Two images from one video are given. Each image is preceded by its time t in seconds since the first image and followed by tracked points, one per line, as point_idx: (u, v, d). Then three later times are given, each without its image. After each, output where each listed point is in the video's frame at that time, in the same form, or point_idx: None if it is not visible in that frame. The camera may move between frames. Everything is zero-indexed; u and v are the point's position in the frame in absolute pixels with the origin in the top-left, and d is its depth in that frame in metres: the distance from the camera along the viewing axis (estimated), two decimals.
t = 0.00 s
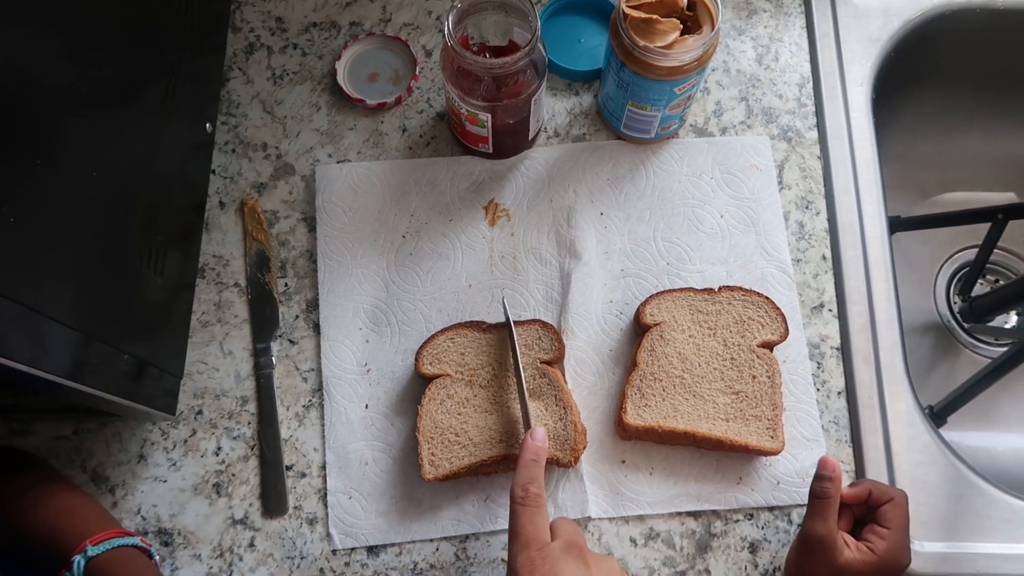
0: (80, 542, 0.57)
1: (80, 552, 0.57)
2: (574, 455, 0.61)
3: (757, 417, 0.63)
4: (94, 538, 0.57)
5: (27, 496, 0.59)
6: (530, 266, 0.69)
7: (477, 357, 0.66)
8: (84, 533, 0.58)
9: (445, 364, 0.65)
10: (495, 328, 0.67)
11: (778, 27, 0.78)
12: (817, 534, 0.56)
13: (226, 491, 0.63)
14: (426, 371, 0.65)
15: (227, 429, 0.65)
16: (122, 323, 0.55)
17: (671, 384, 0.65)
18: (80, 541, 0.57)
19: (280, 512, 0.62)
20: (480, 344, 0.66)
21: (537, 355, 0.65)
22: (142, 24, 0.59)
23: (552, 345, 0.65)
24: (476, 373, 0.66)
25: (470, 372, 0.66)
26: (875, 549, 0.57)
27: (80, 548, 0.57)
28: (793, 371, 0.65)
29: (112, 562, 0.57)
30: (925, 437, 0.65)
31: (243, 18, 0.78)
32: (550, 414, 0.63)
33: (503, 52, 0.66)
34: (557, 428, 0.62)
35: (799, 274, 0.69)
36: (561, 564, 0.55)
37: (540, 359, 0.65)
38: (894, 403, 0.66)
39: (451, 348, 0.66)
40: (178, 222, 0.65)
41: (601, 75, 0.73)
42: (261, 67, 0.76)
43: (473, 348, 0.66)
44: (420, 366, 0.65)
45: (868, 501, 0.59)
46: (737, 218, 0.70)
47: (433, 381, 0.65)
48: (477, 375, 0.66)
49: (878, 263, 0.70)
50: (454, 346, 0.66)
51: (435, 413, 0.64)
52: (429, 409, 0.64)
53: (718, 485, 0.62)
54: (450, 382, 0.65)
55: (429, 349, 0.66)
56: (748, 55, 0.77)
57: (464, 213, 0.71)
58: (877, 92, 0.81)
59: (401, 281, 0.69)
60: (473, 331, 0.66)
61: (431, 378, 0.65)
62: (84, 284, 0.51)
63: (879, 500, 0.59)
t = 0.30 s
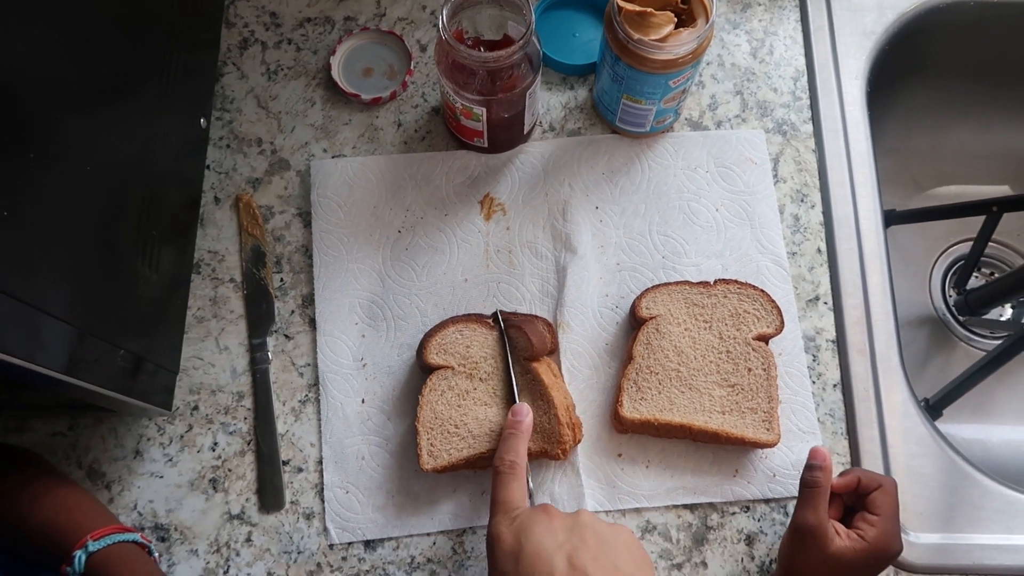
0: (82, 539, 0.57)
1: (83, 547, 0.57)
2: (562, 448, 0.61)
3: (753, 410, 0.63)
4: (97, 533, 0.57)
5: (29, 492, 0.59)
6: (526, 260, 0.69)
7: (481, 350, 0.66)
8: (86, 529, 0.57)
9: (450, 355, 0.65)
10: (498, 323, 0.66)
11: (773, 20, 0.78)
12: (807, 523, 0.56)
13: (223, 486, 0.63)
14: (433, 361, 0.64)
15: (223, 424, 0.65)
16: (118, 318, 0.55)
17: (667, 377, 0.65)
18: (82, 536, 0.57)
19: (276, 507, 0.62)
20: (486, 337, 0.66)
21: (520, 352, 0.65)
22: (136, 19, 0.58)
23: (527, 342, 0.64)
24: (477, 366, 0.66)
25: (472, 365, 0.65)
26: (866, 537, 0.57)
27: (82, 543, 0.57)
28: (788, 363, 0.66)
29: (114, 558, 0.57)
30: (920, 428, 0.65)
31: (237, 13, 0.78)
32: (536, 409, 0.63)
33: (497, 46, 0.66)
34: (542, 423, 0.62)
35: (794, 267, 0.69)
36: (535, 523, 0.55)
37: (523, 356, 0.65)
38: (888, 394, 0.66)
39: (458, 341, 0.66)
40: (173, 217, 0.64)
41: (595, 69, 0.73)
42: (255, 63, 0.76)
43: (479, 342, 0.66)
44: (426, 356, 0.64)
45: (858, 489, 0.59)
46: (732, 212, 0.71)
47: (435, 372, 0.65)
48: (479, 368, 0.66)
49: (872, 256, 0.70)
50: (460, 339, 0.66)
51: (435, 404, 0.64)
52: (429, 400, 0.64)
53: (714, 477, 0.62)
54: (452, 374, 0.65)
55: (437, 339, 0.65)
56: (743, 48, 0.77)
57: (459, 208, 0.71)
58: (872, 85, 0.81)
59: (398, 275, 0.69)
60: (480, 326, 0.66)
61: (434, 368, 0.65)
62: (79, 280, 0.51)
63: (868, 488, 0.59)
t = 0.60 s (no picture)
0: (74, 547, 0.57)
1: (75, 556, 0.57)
2: (564, 447, 0.61)
3: (751, 409, 0.63)
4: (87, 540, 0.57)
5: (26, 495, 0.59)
6: (523, 259, 0.69)
7: (476, 348, 0.66)
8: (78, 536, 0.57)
9: (445, 355, 0.65)
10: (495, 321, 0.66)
11: (771, 18, 0.78)
12: (807, 524, 0.56)
13: (220, 486, 0.62)
14: (427, 362, 0.64)
15: (220, 424, 0.64)
16: (115, 319, 0.55)
17: (665, 376, 0.65)
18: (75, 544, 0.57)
19: (274, 507, 0.62)
20: (482, 335, 0.66)
21: (519, 351, 0.65)
22: (131, 16, 0.58)
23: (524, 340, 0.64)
24: (472, 365, 0.65)
25: (467, 364, 0.65)
26: (864, 539, 0.57)
27: (73, 551, 0.57)
28: (787, 362, 0.66)
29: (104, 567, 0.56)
30: (918, 426, 0.65)
31: (233, 11, 0.78)
32: (537, 408, 0.63)
33: (495, 44, 0.66)
34: (545, 421, 0.62)
35: (792, 265, 0.69)
36: (542, 502, 0.54)
37: (521, 356, 0.65)
38: (886, 393, 0.66)
39: (452, 340, 0.66)
40: (169, 216, 0.64)
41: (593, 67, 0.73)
42: (251, 61, 0.76)
43: (473, 340, 0.66)
44: (421, 357, 0.64)
45: (857, 490, 0.59)
46: (730, 210, 0.70)
47: (430, 371, 0.65)
48: (473, 367, 0.65)
49: (870, 254, 0.70)
50: (455, 338, 0.66)
51: (430, 403, 0.64)
52: (424, 399, 0.64)
53: (712, 476, 0.62)
54: (446, 373, 0.65)
55: (432, 339, 0.65)
56: (741, 46, 0.77)
57: (457, 206, 0.71)
58: (870, 83, 0.81)
59: (394, 274, 0.68)
60: (476, 324, 0.66)
61: (429, 368, 0.64)
62: (74, 280, 0.51)
63: (869, 489, 0.59)
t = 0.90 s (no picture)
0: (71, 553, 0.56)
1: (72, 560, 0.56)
2: (547, 456, 0.60)
3: (748, 415, 0.63)
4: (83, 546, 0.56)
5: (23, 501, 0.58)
6: (519, 264, 0.68)
7: (468, 356, 0.65)
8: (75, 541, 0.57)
9: (439, 363, 0.65)
10: (484, 328, 0.66)
11: (767, 21, 0.78)
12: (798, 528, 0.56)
13: (214, 494, 0.62)
14: (419, 371, 0.64)
15: (214, 432, 0.64)
16: (107, 327, 0.55)
17: (662, 382, 0.64)
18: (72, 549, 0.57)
19: (268, 515, 0.61)
20: (472, 343, 0.66)
21: (507, 359, 0.64)
22: (123, 23, 0.58)
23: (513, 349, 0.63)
24: (468, 372, 0.65)
25: (462, 371, 0.65)
26: (856, 542, 0.56)
27: (71, 555, 0.56)
28: (783, 368, 0.65)
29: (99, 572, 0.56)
30: (916, 432, 0.65)
31: (227, 15, 0.77)
32: (522, 416, 0.62)
33: (490, 49, 0.65)
34: (528, 430, 0.62)
35: (789, 270, 0.69)
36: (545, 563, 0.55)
37: (510, 363, 0.64)
38: (883, 399, 0.66)
39: (444, 348, 0.65)
40: (162, 223, 0.64)
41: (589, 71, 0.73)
42: (245, 65, 0.75)
43: (464, 348, 0.66)
44: (413, 366, 0.64)
45: (849, 494, 0.59)
46: (727, 215, 0.70)
47: (426, 380, 0.64)
48: (468, 374, 0.65)
49: (867, 258, 0.69)
50: (446, 346, 0.65)
51: (429, 411, 0.63)
52: (423, 407, 0.63)
53: (709, 483, 0.62)
54: (443, 381, 0.64)
55: (422, 349, 0.65)
56: (737, 50, 0.77)
57: (452, 212, 0.70)
58: (867, 86, 0.80)
59: (390, 280, 0.68)
60: (465, 332, 0.66)
61: (424, 377, 0.64)
62: (65, 289, 0.50)
63: (860, 492, 0.59)
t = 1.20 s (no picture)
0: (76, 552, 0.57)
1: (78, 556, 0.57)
2: (546, 448, 0.61)
3: (739, 407, 0.64)
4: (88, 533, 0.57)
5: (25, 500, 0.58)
6: (511, 258, 0.69)
7: (462, 350, 0.66)
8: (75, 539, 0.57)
9: (430, 358, 0.65)
10: (479, 321, 0.66)
11: (756, 14, 0.78)
12: (792, 520, 0.56)
13: (207, 490, 0.62)
14: (411, 367, 0.64)
15: (207, 427, 0.64)
16: (97, 323, 0.54)
17: (653, 375, 0.65)
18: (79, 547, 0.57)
19: (262, 510, 0.61)
20: (466, 337, 0.66)
21: (510, 352, 0.65)
22: (110, 16, 0.57)
23: (518, 341, 0.64)
24: (459, 367, 0.65)
25: (454, 366, 0.65)
26: (847, 534, 0.57)
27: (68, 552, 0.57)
28: (773, 359, 0.66)
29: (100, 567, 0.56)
30: (905, 422, 0.66)
31: (215, 9, 0.77)
32: (523, 408, 0.63)
33: (479, 43, 0.66)
34: (527, 422, 0.62)
35: (778, 262, 0.69)
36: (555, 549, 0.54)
37: (512, 356, 0.65)
38: (872, 389, 0.66)
39: (436, 343, 0.65)
40: (151, 219, 0.63)
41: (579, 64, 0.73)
42: (234, 60, 0.75)
43: (458, 342, 0.66)
44: (406, 362, 0.64)
45: (840, 485, 0.60)
46: (717, 208, 0.70)
47: (418, 376, 0.64)
48: (460, 369, 0.65)
49: (856, 250, 0.70)
50: (439, 341, 0.65)
51: (420, 407, 0.64)
52: (414, 403, 0.64)
53: (701, 474, 0.63)
54: (435, 377, 0.65)
55: (415, 344, 0.65)
56: (727, 42, 0.77)
57: (443, 206, 0.70)
58: (856, 78, 0.81)
59: (384, 276, 0.68)
60: (458, 326, 0.66)
61: (416, 373, 0.64)
62: (54, 286, 0.50)
63: (851, 484, 0.59)
